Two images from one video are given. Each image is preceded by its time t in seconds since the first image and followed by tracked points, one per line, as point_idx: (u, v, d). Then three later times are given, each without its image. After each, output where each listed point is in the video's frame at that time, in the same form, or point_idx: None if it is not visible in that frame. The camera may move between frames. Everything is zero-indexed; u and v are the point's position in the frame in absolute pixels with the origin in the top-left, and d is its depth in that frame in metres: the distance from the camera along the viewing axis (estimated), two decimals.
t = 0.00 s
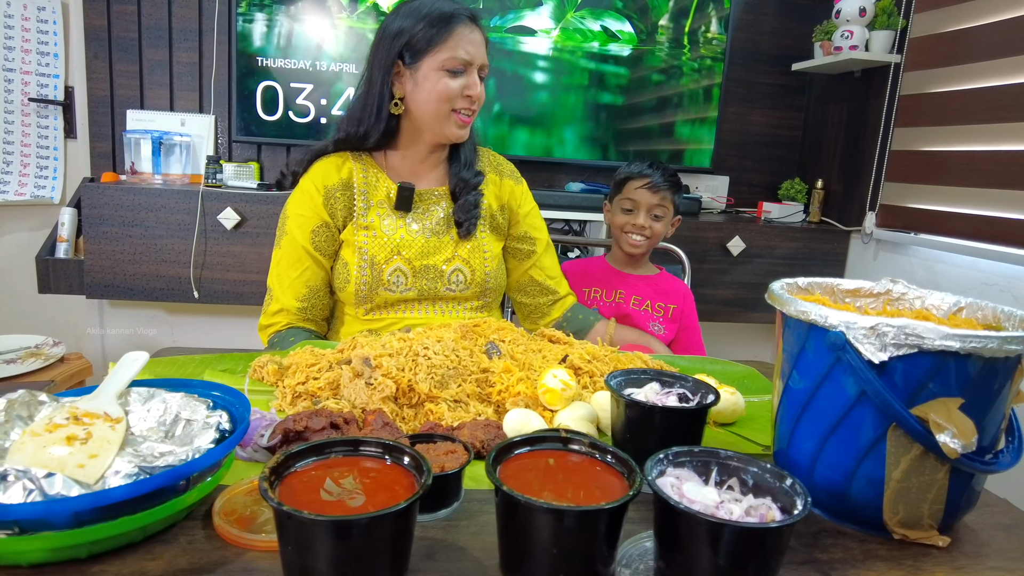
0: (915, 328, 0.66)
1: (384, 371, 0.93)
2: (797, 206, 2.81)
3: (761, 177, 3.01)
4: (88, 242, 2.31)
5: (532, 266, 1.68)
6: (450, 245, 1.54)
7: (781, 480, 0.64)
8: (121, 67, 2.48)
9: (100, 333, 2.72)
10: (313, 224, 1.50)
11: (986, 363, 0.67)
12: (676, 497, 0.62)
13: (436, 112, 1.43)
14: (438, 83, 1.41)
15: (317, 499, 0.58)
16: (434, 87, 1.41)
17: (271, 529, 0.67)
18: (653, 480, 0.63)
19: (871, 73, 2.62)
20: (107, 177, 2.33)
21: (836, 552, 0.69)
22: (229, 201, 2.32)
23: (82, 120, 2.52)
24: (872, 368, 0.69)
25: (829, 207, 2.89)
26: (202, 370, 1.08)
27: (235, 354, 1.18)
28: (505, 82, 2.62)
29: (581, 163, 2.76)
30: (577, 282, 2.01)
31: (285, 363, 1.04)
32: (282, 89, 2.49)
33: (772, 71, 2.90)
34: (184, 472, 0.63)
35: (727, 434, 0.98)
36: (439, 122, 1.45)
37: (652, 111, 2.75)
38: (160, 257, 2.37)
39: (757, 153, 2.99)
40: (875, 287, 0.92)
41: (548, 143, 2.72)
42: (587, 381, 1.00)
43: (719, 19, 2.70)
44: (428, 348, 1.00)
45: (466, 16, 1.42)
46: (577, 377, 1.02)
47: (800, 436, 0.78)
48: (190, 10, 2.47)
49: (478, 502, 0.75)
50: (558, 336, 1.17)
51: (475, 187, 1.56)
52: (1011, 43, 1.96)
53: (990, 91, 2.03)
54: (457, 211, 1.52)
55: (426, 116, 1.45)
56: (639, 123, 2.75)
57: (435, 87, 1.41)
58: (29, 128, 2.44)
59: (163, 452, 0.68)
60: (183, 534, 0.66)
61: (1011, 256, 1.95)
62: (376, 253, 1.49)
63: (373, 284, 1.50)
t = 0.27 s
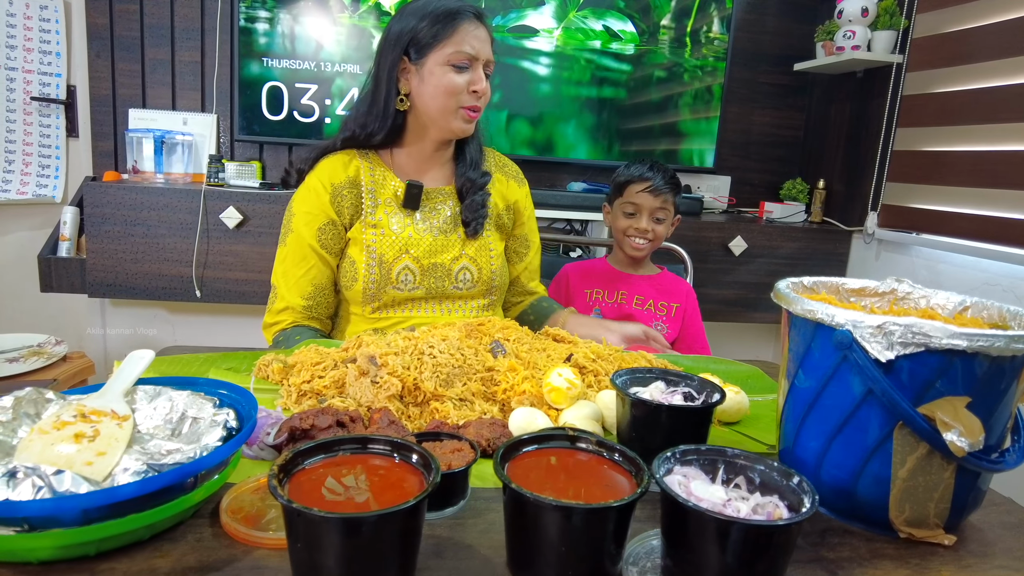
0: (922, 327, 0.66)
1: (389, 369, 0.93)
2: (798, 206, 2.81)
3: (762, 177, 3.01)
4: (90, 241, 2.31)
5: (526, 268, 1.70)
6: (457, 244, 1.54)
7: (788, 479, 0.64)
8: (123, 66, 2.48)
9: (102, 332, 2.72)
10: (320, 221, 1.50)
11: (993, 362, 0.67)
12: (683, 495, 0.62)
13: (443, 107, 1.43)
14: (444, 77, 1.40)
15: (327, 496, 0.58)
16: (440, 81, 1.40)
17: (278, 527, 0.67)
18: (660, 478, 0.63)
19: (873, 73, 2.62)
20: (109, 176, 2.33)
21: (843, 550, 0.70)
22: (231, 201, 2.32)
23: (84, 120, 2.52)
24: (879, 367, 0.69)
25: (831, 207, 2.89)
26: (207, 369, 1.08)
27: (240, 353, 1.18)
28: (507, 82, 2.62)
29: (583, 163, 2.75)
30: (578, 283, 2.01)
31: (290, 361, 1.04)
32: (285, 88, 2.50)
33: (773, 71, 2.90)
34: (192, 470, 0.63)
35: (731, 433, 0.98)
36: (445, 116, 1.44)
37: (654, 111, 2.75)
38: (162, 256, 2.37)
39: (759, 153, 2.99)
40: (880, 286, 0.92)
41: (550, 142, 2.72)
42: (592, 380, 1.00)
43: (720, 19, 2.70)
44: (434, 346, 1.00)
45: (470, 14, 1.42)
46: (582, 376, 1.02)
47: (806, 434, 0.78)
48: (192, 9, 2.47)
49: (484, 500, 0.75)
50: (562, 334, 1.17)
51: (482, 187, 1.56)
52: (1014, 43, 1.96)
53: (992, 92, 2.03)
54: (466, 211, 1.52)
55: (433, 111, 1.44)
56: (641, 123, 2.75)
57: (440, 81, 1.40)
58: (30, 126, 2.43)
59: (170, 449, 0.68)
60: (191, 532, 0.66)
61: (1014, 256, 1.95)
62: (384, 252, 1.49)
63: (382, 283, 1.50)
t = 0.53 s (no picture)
0: (912, 328, 0.66)
1: (385, 369, 0.94)
2: (796, 207, 2.82)
3: (760, 178, 3.02)
4: (90, 241, 2.32)
5: (521, 267, 1.70)
6: (452, 242, 1.55)
7: (778, 478, 0.64)
8: (122, 66, 2.49)
9: (102, 331, 2.73)
10: (317, 219, 1.50)
11: (983, 362, 0.67)
12: (674, 494, 0.62)
13: (440, 111, 1.44)
14: (443, 84, 1.41)
15: (320, 495, 0.58)
16: (440, 88, 1.41)
17: (273, 525, 0.68)
18: (651, 478, 0.63)
19: (872, 74, 2.63)
20: (108, 176, 2.34)
21: (835, 549, 0.70)
22: (230, 201, 2.33)
23: (83, 120, 2.52)
24: (869, 367, 0.70)
25: (829, 208, 2.90)
26: (204, 368, 1.09)
27: (239, 352, 1.19)
28: (505, 83, 2.62)
29: (581, 164, 2.76)
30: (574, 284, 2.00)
31: (287, 361, 1.05)
32: (284, 88, 2.50)
33: (772, 72, 2.91)
34: (187, 468, 0.63)
35: (726, 433, 0.98)
36: (441, 123, 1.46)
37: (652, 112, 2.75)
38: (161, 256, 2.37)
39: (757, 154, 2.99)
40: (873, 287, 0.92)
41: (547, 143, 2.72)
42: (587, 380, 1.01)
43: (719, 20, 2.70)
44: (429, 346, 1.00)
45: (472, 21, 1.43)
46: (577, 376, 1.02)
47: (798, 434, 0.79)
48: (191, 9, 2.47)
49: (479, 499, 0.75)
50: (558, 335, 1.17)
51: (477, 185, 1.57)
52: (1011, 44, 1.97)
53: (990, 93, 2.04)
54: (460, 209, 1.53)
55: (430, 115, 1.45)
56: (639, 124, 2.76)
57: (440, 88, 1.41)
58: (30, 126, 2.43)
59: (165, 448, 0.68)
60: (187, 530, 0.67)
61: (1011, 257, 1.96)
62: (379, 249, 1.50)
63: (375, 280, 1.50)
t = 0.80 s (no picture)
0: (900, 330, 0.67)
1: (377, 371, 0.94)
2: (793, 208, 2.82)
3: (757, 179, 3.02)
4: (86, 242, 2.32)
5: (514, 266, 1.70)
6: (442, 241, 1.55)
7: (766, 480, 0.65)
8: (119, 67, 2.49)
9: (99, 332, 2.73)
10: (309, 219, 1.51)
11: (970, 364, 0.68)
12: (662, 496, 0.63)
13: (430, 118, 1.45)
14: (436, 93, 1.41)
15: (309, 497, 0.58)
16: (432, 96, 1.42)
17: (263, 527, 0.68)
18: (640, 480, 0.64)
19: (868, 76, 2.63)
20: (105, 177, 2.34)
21: (823, 551, 0.70)
22: (227, 201, 2.33)
23: (80, 121, 2.53)
24: (858, 370, 0.70)
25: (825, 209, 2.90)
26: (198, 370, 1.09)
27: (233, 353, 1.19)
28: (502, 84, 2.63)
29: (578, 165, 2.76)
30: (570, 286, 1.98)
31: (280, 363, 1.05)
32: (280, 89, 2.51)
33: (768, 73, 2.91)
34: (178, 470, 0.64)
35: (717, 435, 0.99)
36: (430, 129, 1.47)
37: (648, 113, 2.76)
38: (158, 257, 2.37)
39: (754, 155, 3.00)
40: (864, 289, 0.93)
41: (544, 144, 2.72)
42: (579, 381, 1.01)
43: (715, 21, 2.70)
44: (422, 348, 1.01)
45: (474, 34, 1.42)
46: (569, 377, 1.02)
47: (788, 436, 0.79)
48: (188, 10, 2.48)
49: (469, 501, 0.75)
50: (551, 337, 1.18)
51: (468, 186, 1.57)
52: (1006, 46, 1.97)
53: (984, 94, 2.05)
54: (450, 209, 1.53)
55: (421, 120, 1.46)
56: (635, 125, 2.76)
57: (432, 96, 1.42)
58: (27, 128, 2.44)
59: (157, 450, 0.69)
60: (177, 531, 0.67)
61: (1006, 258, 1.96)
62: (370, 249, 1.50)
63: (366, 279, 1.50)
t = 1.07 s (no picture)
0: (901, 333, 0.67)
1: (378, 373, 0.94)
2: (792, 208, 2.82)
3: (756, 179, 3.03)
4: (86, 243, 2.32)
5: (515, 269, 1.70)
6: (443, 243, 1.55)
7: (768, 483, 0.65)
8: (118, 68, 2.49)
9: (98, 333, 2.73)
10: (310, 220, 1.50)
11: (972, 367, 0.67)
12: (664, 499, 0.63)
13: (430, 117, 1.44)
14: (434, 88, 1.41)
15: (310, 500, 0.58)
16: (430, 92, 1.41)
17: (264, 530, 0.68)
18: (641, 482, 0.64)
19: (867, 76, 2.63)
20: (105, 178, 2.34)
21: (823, 553, 0.70)
22: (226, 202, 2.33)
23: (80, 121, 2.52)
24: (859, 372, 0.70)
25: (825, 209, 2.90)
26: (198, 372, 1.09)
27: (234, 355, 1.19)
28: (501, 84, 2.63)
29: (578, 165, 2.76)
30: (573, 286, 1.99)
31: (280, 364, 1.05)
32: (280, 89, 2.51)
33: (768, 74, 2.91)
34: (178, 473, 0.64)
35: (718, 436, 0.99)
36: (433, 127, 1.46)
37: (648, 113, 2.76)
38: (157, 258, 2.37)
39: (753, 156, 3.00)
40: (865, 291, 0.93)
41: (543, 144, 2.72)
42: (580, 383, 1.01)
43: (715, 21, 2.70)
44: (423, 350, 1.01)
45: (466, 27, 1.43)
46: (570, 379, 1.02)
47: (789, 438, 0.79)
48: (187, 10, 2.47)
49: (470, 504, 0.75)
50: (552, 338, 1.18)
51: (469, 188, 1.57)
52: (1005, 46, 1.97)
53: (984, 95, 2.05)
54: (451, 210, 1.53)
55: (421, 120, 1.45)
56: (635, 125, 2.76)
57: (431, 92, 1.41)
58: (27, 128, 2.44)
59: (157, 453, 0.68)
60: (178, 534, 0.67)
61: (1005, 258, 1.96)
62: (371, 250, 1.50)
63: (367, 280, 1.50)
